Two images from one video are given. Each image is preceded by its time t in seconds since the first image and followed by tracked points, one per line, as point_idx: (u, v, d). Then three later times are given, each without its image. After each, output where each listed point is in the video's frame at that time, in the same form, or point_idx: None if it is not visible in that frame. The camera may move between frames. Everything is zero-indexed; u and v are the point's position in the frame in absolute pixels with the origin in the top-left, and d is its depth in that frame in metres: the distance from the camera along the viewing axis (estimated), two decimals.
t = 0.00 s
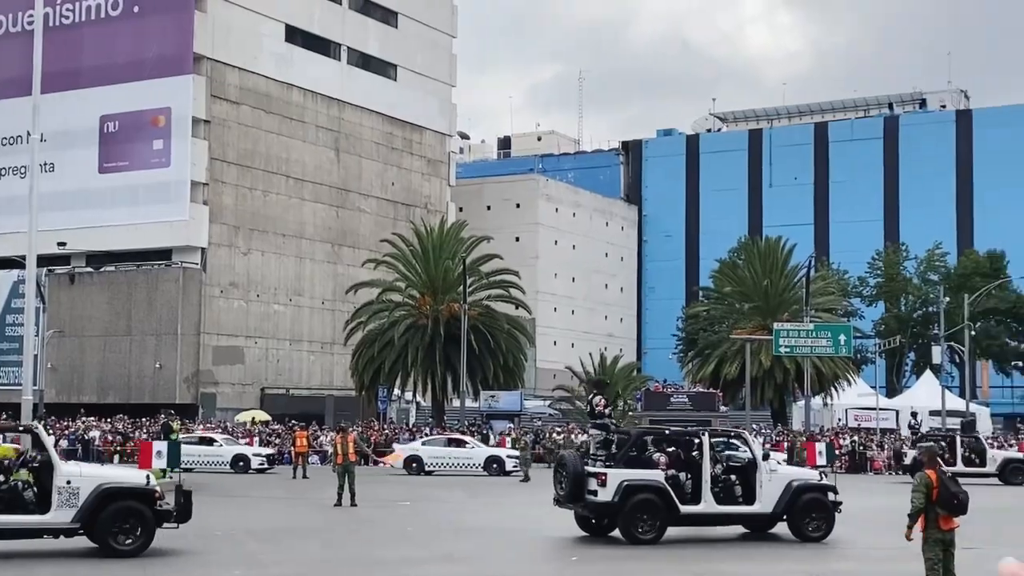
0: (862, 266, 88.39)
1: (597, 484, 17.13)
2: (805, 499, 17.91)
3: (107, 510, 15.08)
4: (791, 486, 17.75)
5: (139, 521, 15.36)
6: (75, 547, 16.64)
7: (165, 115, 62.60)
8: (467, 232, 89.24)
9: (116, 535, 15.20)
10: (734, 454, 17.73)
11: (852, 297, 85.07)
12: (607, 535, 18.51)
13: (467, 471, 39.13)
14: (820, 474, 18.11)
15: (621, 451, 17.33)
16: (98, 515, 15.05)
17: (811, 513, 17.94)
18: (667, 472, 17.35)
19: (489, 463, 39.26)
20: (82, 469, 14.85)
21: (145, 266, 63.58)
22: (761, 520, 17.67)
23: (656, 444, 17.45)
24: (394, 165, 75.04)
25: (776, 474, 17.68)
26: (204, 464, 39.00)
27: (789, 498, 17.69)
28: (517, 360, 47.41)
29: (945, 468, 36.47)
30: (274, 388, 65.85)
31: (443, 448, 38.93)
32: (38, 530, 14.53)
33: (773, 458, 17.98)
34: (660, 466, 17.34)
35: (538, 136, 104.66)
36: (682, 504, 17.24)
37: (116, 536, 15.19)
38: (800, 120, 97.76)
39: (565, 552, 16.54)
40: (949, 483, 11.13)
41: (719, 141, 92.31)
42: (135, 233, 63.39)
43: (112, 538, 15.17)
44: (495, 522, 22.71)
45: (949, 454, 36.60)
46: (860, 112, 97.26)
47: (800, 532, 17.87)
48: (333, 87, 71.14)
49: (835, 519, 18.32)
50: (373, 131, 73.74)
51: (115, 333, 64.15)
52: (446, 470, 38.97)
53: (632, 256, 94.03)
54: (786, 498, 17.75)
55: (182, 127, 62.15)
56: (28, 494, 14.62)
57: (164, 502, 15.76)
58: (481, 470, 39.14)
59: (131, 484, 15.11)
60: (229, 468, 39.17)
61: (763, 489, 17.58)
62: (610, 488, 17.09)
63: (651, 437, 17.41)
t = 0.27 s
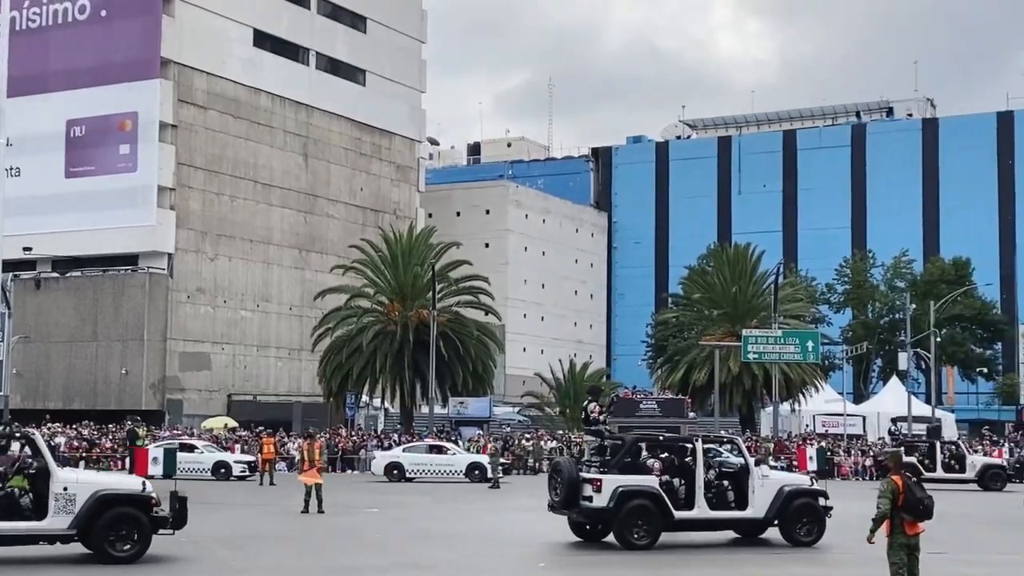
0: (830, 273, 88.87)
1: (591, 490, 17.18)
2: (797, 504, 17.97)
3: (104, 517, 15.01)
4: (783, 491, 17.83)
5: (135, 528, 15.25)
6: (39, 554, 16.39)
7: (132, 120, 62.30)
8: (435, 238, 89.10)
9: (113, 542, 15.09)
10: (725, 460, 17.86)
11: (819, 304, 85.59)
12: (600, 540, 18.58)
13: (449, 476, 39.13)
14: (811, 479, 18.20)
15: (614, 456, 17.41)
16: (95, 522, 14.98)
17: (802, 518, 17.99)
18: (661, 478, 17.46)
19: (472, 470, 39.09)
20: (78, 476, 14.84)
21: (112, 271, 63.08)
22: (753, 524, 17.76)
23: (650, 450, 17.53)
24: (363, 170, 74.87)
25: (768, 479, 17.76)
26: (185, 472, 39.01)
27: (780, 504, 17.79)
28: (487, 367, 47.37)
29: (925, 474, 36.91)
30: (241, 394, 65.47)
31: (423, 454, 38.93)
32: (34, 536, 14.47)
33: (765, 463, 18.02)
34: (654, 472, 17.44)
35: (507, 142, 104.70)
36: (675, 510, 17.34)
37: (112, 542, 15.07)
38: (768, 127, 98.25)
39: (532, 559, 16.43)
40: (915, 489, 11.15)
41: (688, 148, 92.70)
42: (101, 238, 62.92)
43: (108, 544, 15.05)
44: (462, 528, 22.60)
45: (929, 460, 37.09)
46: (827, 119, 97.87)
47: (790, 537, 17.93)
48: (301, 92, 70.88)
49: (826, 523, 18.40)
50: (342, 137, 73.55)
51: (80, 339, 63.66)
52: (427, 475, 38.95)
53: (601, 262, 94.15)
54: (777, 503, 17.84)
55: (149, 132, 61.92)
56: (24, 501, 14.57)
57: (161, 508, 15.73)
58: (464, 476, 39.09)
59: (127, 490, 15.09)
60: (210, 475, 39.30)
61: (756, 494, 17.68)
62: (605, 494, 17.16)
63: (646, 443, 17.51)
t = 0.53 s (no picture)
0: (810, 279, 89.32)
1: (600, 494, 17.31)
2: (803, 509, 18.22)
3: (116, 522, 14.97)
4: (788, 497, 18.09)
5: (148, 532, 15.23)
6: (22, 559, 16.35)
7: (114, 124, 62.20)
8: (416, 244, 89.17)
9: (125, 547, 15.07)
10: (732, 465, 17.95)
11: (800, 310, 86.02)
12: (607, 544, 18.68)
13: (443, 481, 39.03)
14: (817, 485, 18.48)
15: (622, 462, 17.50)
16: (108, 527, 14.94)
17: (809, 523, 18.27)
18: (668, 483, 17.52)
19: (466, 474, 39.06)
20: (91, 481, 14.78)
21: (93, 276, 62.88)
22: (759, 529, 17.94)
23: (656, 455, 17.65)
24: (345, 176, 74.92)
25: (773, 484, 17.98)
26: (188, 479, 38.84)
27: (787, 508, 18.04)
28: (468, 372, 47.64)
29: (921, 478, 37.18)
30: (222, 399, 65.38)
31: (418, 460, 38.75)
32: (47, 541, 14.41)
33: (771, 468, 18.26)
34: (661, 476, 17.53)
35: (489, 147, 104.91)
36: (683, 515, 17.45)
37: (125, 547, 15.05)
38: (748, 133, 98.64)
39: (514, 564, 16.47)
40: (895, 493, 11.28)
41: (669, 154, 93.12)
42: (83, 243, 62.80)
43: (121, 549, 15.03)
44: (445, 533, 22.63)
45: (925, 465, 37.45)
46: (808, 126, 98.39)
47: (797, 541, 18.20)
48: (283, 97, 70.84)
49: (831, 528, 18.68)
50: (325, 142, 73.57)
51: (60, 343, 63.42)
52: (421, 481, 38.78)
53: (582, 267, 94.34)
54: (783, 508, 18.08)
55: (131, 137, 61.80)
56: (37, 506, 14.50)
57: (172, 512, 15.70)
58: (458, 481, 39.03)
59: (139, 495, 15.07)
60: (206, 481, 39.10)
61: (761, 499, 17.89)
62: (613, 498, 17.26)
63: (652, 448, 17.63)
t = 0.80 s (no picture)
0: (803, 283, 89.56)
1: (620, 497, 17.44)
2: (820, 513, 18.27)
3: (143, 525, 14.98)
4: (806, 500, 18.21)
5: (174, 534, 15.29)
6: (16, 562, 16.42)
7: (108, 128, 62.38)
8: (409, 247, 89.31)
9: (152, 549, 15.09)
10: (749, 469, 18.26)
11: (793, 313, 86.23)
12: (626, 547, 18.84)
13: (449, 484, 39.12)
14: (834, 489, 18.62)
15: (641, 465, 17.70)
16: (135, 530, 14.94)
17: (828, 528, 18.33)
18: (686, 486, 17.75)
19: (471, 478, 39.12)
20: (118, 484, 14.76)
21: (87, 279, 62.93)
22: (777, 532, 18.13)
23: (674, 459, 17.88)
24: (339, 179, 75.02)
25: (791, 488, 18.21)
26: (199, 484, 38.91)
27: (804, 512, 18.13)
28: (461, 375, 47.78)
29: (928, 481, 37.28)
30: (216, 402, 65.43)
31: (423, 463, 38.80)
32: (75, 545, 14.40)
33: (787, 473, 18.48)
34: (680, 480, 17.75)
35: (482, 151, 105.09)
36: (702, 518, 17.66)
37: (152, 550, 15.08)
38: (741, 137, 98.88)
39: (506, 567, 16.56)
40: (890, 497, 11.13)
41: (661, 158, 93.35)
42: (77, 246, 62.85)
43: (148, 552, 15.06)
44: (439, 536, 22.73)
45: (932, 469, 37.59)
46: (801, 130, 98.67)
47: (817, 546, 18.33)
48: (277, 101, 70.94)
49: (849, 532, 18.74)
50: (318, 146, 73.67)
51: (54, 347, 63.47)
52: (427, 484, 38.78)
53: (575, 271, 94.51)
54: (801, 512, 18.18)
55: (125, 141, 61.93)
56: (64, 510, 14.47)
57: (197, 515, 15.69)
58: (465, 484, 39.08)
59: (165, 498, 15.08)
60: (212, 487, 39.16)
61: (779, 502, 18.09)
62: (633, 502, 17.41)
63: (670, 452, 17.86)
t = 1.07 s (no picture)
0: (804, 284, 89.52)
1: (647, 500, 17.47)
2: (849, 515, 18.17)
3: (177, 527, 15.13)
4: (833, 502, 18.11)
5: (206, 536, 15.42)
6: (16, 564, 16.44)
7: (109, 130, 62.42)
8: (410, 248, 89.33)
9: (185, 551, 15.24)
10: (775, 472, 18.36)
11: (794, 314, 86.22)
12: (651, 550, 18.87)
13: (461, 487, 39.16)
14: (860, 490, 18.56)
15: (668, 468, 17.74)
16: (169, 532, 15.08)
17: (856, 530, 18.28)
18: (713, 488, 17.83)
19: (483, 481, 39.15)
20: (151, 486, 14.92)
21: (88, 281, 62.99)
22: (804, 535, 18.22)
23: (701, 462, 17.94)
24: (339, 181, 75.06)
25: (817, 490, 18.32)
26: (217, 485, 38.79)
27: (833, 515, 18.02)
28: (460, 376, 47.79)
29: (945, 484, 37.23)
30: (216, 404, 65.47)
31: (435, 465, 38.79)
32: (109, 546, 14.57)
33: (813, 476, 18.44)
34: (707, 482, 17.83)
35: (482, 152, 105.13)
36: (729, 520, 17.73)
37: (185, 552, 15.23)
38: (742, 139, 98.87)
39: (503, 569, 16.53)
40: (894, 500, 11.07)
41: (661, 158, 93.37)
42: (77, 248, 62.91)
43: (181, 554, 15.21)
44: (437, 538, 22.72)
45: (949, 472, 37.56)
46: (801, 131, 98.66)
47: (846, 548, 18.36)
48: (278, 102, 70.96)
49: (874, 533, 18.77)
50: (319, 147, 73.70)
51: (55, 349, 63.53)
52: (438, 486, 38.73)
53: (575, 272, 94.53)
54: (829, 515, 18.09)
55: (126, 143, 61.97)
56: (98, 511, 14.64)
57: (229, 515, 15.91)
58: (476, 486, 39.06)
59: (197, 500, 15.21)
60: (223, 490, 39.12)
61: (805, 505, 18.08)
62: (660, 504, 17.43)
63: (697, 454, 17.91)
